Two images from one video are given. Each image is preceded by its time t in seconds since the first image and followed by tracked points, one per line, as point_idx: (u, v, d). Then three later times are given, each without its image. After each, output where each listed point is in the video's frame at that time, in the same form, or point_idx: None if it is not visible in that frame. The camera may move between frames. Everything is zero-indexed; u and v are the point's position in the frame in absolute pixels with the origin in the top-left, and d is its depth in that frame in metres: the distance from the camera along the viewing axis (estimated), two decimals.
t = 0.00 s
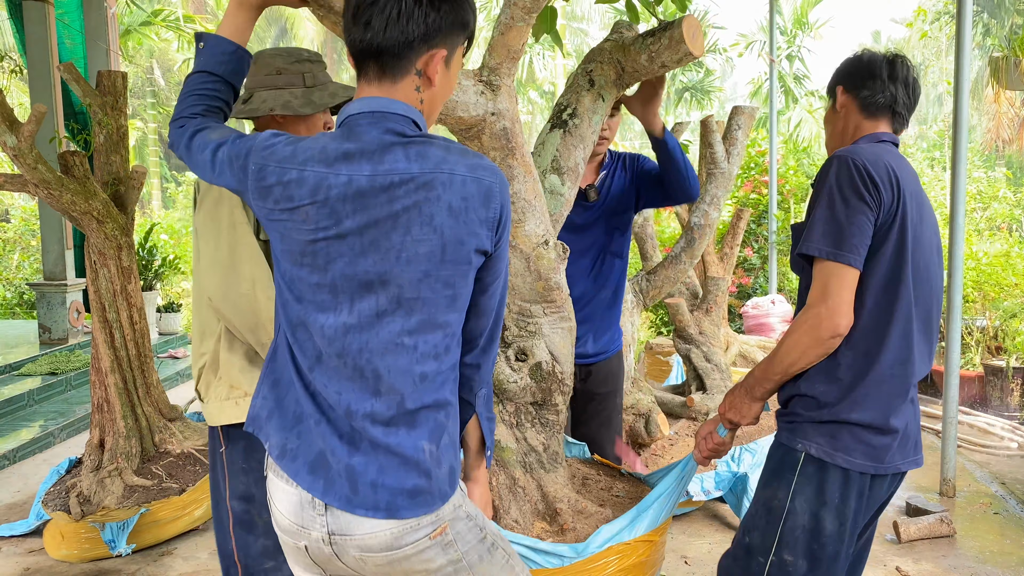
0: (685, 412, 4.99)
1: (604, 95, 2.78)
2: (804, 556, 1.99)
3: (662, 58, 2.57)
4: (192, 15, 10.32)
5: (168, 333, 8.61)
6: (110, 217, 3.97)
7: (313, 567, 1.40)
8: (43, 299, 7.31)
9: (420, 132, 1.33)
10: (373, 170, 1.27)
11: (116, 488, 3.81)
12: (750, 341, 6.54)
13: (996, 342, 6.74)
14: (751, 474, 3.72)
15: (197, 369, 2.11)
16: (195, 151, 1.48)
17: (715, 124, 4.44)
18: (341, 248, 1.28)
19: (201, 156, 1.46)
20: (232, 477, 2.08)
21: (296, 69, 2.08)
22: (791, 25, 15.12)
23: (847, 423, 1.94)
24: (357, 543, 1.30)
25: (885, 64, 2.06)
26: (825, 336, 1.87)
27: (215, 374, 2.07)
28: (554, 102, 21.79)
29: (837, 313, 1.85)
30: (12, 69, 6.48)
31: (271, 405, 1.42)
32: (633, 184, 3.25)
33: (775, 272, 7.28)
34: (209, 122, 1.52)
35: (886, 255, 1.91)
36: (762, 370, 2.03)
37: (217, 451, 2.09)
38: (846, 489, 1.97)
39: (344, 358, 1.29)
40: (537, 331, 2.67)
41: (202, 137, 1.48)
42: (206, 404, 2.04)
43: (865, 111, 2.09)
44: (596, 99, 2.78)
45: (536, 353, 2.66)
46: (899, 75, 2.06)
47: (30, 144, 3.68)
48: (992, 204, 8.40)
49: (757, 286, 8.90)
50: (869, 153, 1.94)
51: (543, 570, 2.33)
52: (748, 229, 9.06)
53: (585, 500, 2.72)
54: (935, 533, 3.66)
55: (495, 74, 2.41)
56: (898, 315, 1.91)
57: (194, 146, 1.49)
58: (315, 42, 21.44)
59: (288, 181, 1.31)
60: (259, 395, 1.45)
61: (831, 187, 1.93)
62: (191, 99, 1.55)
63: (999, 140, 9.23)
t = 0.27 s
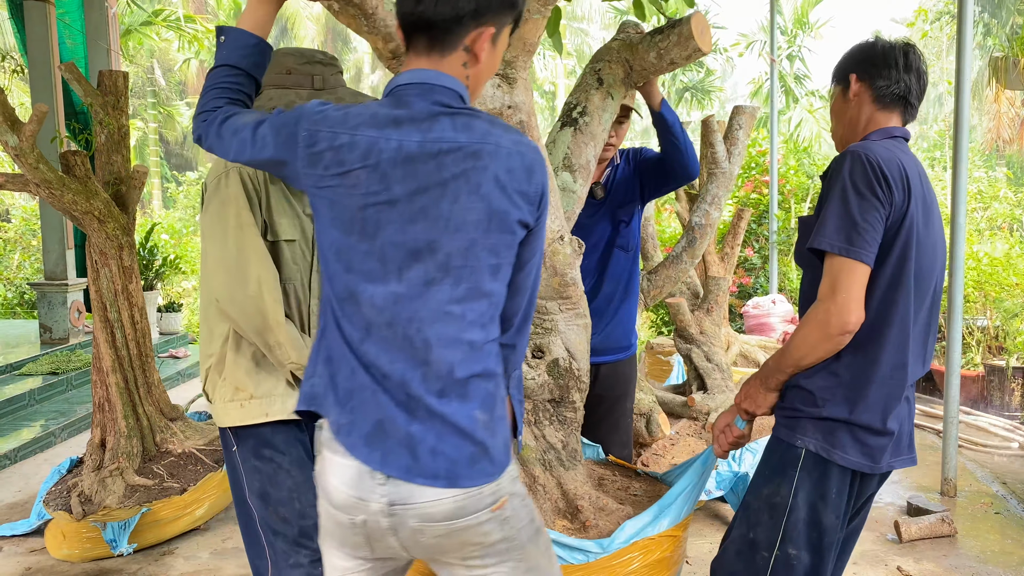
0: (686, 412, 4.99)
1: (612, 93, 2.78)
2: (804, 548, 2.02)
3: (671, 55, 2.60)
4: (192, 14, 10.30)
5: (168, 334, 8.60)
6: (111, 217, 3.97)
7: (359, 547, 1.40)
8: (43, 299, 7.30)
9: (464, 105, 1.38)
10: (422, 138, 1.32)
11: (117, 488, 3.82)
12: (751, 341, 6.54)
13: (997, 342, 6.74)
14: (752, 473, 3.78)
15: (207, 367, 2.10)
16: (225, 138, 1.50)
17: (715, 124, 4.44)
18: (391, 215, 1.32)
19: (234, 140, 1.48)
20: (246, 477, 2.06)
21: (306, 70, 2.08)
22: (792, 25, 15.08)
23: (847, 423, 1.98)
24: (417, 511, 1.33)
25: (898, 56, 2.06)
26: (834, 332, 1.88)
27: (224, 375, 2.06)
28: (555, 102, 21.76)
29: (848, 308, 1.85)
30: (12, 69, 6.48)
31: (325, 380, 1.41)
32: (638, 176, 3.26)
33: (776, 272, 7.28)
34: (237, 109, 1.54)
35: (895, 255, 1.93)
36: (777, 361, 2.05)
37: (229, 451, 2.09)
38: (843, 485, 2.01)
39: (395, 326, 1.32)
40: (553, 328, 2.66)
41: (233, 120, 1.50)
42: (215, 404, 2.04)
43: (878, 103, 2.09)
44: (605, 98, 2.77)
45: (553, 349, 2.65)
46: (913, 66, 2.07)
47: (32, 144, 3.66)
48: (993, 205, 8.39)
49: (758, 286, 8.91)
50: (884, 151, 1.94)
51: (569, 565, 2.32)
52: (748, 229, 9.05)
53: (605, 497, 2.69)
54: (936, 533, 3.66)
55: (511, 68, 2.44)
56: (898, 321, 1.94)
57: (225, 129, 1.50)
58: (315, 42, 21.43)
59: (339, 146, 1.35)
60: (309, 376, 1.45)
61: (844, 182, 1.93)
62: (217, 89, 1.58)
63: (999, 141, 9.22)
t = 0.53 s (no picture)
0: (687, 412, 4.99)
1: (650, 91, 2.42)
2: (823, 552, 1.98)
3: (713, 54, 2.27)
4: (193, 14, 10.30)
5: (169, 334, 8.60)
6: (112, 217, 3.97)
7: (398, 543, 1.41)
8: (44, 299, 7.30)
9: (519, 103, 1.37)
10: (478, 140, 1.30)
11: (117, 488, 3.84)
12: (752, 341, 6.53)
13: (997, 342, 6.73)
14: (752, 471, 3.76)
15: (208, 369, 2.10)
16: (260, 129, 1.43)
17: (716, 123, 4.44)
18: (443, 216, 1.30)
19: (271, 130, 1.42)
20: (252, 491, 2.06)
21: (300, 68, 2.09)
22: (793, 25, 15.08)
23: (882, 426, 1.93)
24: (457, 509, 1.34)
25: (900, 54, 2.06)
26: (874, 339, 1.81)
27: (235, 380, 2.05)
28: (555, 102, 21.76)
29: (888, 315, 1.79)
30: (12, 69, 6.47)
31: (363, 377, 1.42)
32: (652, 171, 3.21)
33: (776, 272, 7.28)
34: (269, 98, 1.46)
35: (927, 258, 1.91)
36: (810, 369, 1.98)
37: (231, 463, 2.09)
38: (874, 488, 1.96)
39: (446, 327, 1.32)
40: (585, 332, 2.37)
41: (270, 110, 1.43)
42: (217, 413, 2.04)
43: (882, 104, 2.07)
44: (642, 95, 2.42)
45: (584, 355, 2.37)
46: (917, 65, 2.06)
47: (33, 144, 3.66)
48: (994, 204, 8.39)
49: (759, 286, 8.91)
50: (908, 151, 1.90)
51: None
52: (749, 229, 9.04)
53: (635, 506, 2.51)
54: (937, 533, 3.66)
55: (558, 65, 2.34)
56: (930, 325, 1.91)
57: (262, 118, 1.43)
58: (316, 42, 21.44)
59: (400, 147, 1.32)
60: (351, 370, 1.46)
61: (872, 184, 1.88)
62: (248, 76, 1.48)
63: (1000, 140, 9.21)
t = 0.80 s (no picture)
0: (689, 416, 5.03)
1: (712, 93, 2.29)
2: None
3: (783, 59, 2.13)
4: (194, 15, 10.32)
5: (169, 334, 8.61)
6: (112, 218, 3.97)
7: (464, 555, 1.25)
8: (45, 299, 7.31)
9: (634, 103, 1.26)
10: (599, 139, 1.17)
11: (117, 488, 3.84)
12: (753, 342, 6.53)
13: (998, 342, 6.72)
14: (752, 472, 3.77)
15: (210, 376, 2.10)
16: (340, 124, 1.27)
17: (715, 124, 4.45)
18: (552, 209, 1.16)
19: (354, 120, 1.26)
20: (278, 502, 2.07)
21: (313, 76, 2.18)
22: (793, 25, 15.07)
23: (918, 448, 1.89)
24: (538, 517, 1.20)
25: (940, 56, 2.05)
26: (899, 352, 1.80)
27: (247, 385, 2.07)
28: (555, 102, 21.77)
29: (912, 327, 1.78)
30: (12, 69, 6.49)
31: (440, 379, 1.25)
32: (697, 164, 2.89)
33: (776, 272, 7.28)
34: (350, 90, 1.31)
35: (957, 267, 1.84)
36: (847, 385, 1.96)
37: (250, 474, 2.09)
38: (916, 513, 1.91)
39: (546, 328, 1.18)
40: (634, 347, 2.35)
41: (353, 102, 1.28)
42: (223, 421, 2.08)
43: (925, 108, 2.07)
44: (704, 97, 2.28)
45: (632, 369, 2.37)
46: (965, 66, 2.03)
47: (33, 144, 3.66)
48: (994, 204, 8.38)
49: (760, 287, 8.92)
50: (938, 157, 1.86)
51: None
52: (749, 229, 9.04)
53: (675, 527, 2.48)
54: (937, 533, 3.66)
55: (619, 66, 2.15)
56: (963, 338, 1.87)
57: (347, 108, 1.27)
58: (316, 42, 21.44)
59: (528, 137, 1.17)
60: (423, 371, 1.29)
61: (897, 191, 1.87)
62: (325, 65, 1.32)
63: (1000, 140, 9.20)
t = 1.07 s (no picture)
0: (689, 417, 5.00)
1: (786, 101, 2.07)
2: None
3: (865, 70, 1.93)
4: (193, 15, 10.29)
5: (169, 334, 8.62)
6: (112, 217, 3.98)
7: None
8: (45, 299, 7.31)
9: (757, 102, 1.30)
10: (743, 128, 1.21)
11: (117, 488, 3.84)
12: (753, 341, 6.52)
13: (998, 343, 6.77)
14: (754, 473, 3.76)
15: (258, 384, 1.98)
16: (472, 107, 1.19)
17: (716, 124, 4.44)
18: (711, 205, 1.16)
19: (486, 103, 1.19)
20: (326, 523, 1.98)
21: (347, 68, 2.20)
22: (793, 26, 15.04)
23: (1016, 447, 1.74)
24: (689, 536, 1.21)
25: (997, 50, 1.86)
26: (996, 355, 1.61)
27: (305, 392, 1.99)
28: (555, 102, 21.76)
29: (1008, 327, 1.59)
30: (12, 69, 6.49)
31: (588, 390, 1.21)
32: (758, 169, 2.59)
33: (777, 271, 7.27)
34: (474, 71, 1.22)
35: None
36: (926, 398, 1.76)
37: (293, 493, 1.98)
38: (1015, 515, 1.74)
39: (695, 330, 1.19)
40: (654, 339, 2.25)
41: (482, 84, 1.20)
42: (277, 432, 1.98)
43: (986, 103, 1.87)
44: (779, 105, 2.06)
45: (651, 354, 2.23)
46: None
47: (33, 144, 3.66)
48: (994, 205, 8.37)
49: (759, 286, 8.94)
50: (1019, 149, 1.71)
51: None
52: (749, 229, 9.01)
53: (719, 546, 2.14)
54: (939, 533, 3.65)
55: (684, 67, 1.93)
56: None
57: (478, 93, 1.19)
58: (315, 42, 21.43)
59: (684, 118, 1.15)
60: (567, 382, 1.25)
61: (980, 188, 1.70)
62: (440, 47, 1.26)
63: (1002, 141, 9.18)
